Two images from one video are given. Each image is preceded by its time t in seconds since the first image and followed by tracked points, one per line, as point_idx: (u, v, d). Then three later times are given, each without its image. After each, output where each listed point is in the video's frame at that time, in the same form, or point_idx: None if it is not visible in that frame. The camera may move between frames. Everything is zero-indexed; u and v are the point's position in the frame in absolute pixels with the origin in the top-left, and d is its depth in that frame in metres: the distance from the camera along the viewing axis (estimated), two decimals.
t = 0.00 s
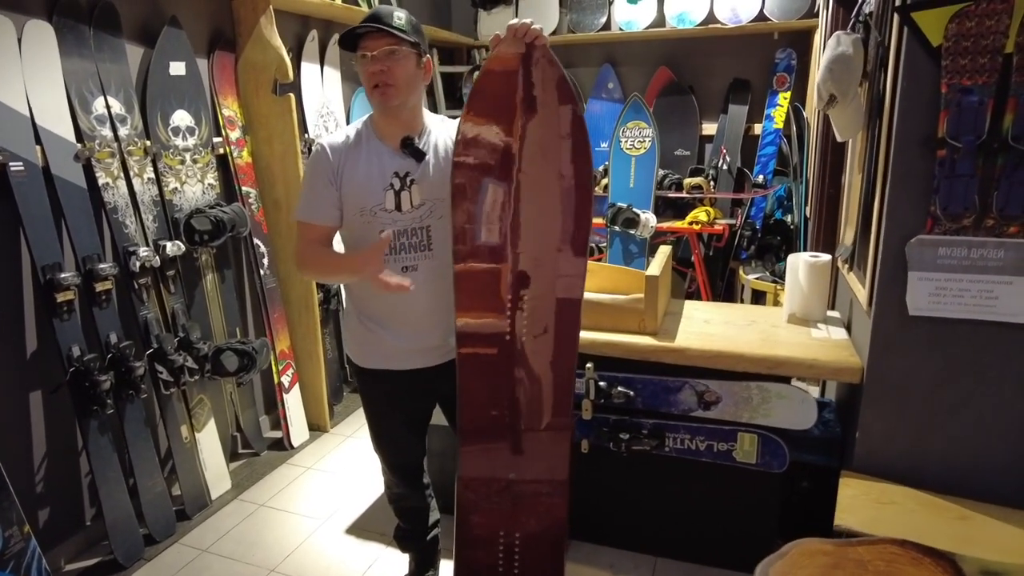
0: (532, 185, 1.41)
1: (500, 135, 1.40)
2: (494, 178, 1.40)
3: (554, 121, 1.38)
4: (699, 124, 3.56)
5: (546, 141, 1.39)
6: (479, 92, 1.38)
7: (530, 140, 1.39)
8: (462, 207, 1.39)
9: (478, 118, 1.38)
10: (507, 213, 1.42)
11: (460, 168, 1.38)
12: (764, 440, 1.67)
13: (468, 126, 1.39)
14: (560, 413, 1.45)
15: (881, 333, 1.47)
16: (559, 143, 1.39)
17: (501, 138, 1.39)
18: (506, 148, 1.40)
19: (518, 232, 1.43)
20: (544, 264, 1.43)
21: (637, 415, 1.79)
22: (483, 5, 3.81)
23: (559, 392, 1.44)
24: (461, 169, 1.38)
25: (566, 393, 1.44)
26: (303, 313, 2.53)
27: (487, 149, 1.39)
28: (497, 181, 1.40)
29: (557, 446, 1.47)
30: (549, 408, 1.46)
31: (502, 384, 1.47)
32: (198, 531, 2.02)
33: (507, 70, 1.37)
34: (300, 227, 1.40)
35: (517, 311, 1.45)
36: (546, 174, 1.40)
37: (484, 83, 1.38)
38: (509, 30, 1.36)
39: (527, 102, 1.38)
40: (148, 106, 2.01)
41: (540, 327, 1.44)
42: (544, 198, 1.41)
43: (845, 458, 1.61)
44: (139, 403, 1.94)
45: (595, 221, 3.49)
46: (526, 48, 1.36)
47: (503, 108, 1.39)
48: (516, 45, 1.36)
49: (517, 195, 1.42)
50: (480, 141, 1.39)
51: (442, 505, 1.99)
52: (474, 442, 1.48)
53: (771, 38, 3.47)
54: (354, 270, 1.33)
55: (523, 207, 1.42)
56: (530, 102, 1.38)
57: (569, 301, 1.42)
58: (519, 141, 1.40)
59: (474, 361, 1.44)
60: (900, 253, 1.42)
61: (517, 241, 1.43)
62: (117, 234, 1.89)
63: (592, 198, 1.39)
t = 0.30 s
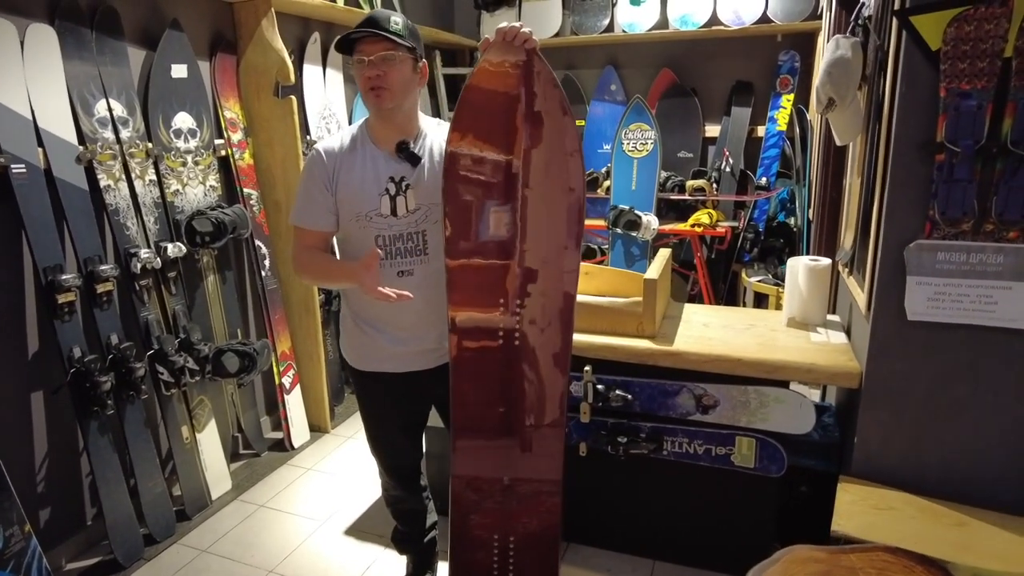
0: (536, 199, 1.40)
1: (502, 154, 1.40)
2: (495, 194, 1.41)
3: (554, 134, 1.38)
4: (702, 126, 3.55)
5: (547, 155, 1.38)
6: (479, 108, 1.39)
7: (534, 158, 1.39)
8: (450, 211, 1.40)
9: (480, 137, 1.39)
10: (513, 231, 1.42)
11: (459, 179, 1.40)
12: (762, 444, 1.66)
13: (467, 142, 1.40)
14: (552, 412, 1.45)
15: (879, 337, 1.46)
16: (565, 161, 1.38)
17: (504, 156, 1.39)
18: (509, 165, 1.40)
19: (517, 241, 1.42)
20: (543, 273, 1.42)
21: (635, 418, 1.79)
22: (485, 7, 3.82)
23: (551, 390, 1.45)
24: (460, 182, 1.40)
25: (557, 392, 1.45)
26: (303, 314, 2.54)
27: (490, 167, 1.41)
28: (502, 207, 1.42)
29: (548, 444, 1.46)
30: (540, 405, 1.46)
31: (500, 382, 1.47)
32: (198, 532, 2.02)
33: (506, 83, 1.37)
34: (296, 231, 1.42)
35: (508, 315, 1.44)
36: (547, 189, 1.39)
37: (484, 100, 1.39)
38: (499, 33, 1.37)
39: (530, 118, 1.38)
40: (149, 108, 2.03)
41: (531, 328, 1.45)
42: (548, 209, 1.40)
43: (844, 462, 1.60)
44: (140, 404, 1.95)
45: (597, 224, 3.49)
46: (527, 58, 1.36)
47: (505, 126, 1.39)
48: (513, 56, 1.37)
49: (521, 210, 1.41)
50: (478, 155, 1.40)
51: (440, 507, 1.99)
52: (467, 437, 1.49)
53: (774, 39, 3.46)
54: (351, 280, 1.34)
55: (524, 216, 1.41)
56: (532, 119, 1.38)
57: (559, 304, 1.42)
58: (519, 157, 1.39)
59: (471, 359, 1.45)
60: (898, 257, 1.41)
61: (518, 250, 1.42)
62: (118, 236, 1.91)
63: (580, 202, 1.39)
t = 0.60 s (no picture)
0: (542, 200, 1.42)
1: (508, 156, 1.42)
2: (501, 195, 1.43)
3: (559, 137, 1.39)
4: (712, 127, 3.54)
5: (552, 157, 1.40)
6: (485, 111, 1.40)
7: (542, 161, 1.40)
8: (456, 211, 1.42)
9: (488, 140, 1.41)
10: (522, 232, 1.45)
11: (464, 180, 1.42)
12: (767, 446, 1.66)
13: (473, 144, 1.41)
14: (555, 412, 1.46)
15: (885, 340, 1.46)
16: (573, 161, 1.39)
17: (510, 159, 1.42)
18: (516, 167, 1.42)
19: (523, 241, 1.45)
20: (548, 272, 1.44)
21: (640, 418, 1.79)
22: (496, 7, 3.84)
23: (554, 391, 1.46)
24: (465, 183, 1.42)
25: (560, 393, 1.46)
26: (312, 312, 2.56)
27: (496, 169, 1.43)
28: (510, 208, 1.44)
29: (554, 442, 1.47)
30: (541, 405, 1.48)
31: (502, 381, 1.49)
32: (207, 527, 2.05)
33: (512, 86, 1.38)
34: (300, 235, 1.44)
35: (510, 314, 1.47)
36: (553, 191, 1.41)
37: (490, 104, 1.40)
38: (498, 36, 1.35)
39: (536, 122, 1.39)
40: (161, 108, 2.05)
41: (531, 330, 1.47)
42: (555, 209, 1.42)
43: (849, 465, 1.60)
44: (150, 401, 1.97)
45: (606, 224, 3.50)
46: (531, 61, 1.36)
47: (512, 130, 1.41)
48: (516, 59, 1.37)
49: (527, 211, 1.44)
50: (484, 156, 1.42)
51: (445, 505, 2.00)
52: (469, 436, 1.50)
53: (785, 40, 3.45)
54: (355, 285, 1.38)
55: (530, 216, 1.44)
56: (539, 121, 1.39)
57: (559, 306, 1.44)
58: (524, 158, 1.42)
59: (473, 357, 1.47)
60: (904, 259, 1.41)
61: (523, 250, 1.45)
62: (130, 234, 1.93)
63: (582, 201, 1.40)
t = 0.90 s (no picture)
0: (554, 199, 1.43)
1: (521, 155, 1.43)
2: (513, 193, 1.44)
3: (571, 136, 1.39)
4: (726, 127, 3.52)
5: (563, 156, 1.41)
6: (497, 110, 1.40)
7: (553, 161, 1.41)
8: (468, 210, 1.43)
9: (501, 139, 1.42)
10: (534, 231, 1.45)
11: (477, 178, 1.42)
12: (781, 448, 1.66)
13: (485, 142, 1.41)
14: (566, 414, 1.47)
15: (900, 342, 1.45)
16: (585, 161, 1.39)
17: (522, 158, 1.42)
18: (528, 166, 1.43)
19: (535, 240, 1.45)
20: (560, 271, 1.44)
21: (652, 420, 1.78)
22: (509, 7, 3.84)
23: (564, 392, 1.46)
24: (478, 181, 1.42)
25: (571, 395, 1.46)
26: (325, 313, 2.58)
27: (508, 168, 1.43)
28: (522, 207, 1.44)
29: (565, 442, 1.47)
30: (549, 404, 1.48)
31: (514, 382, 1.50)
32: (222, 524, 2.07)
33: (524, 85, 1.38)
34: (315, 235, 1.45)
35: (522, 313, 1.48)
36: (565, 190, 1.42)
37: (503, 103, 1.40)
38: (513, 36, 1.35)
39: (548, 121, 1.40)
40: (178, 109, 2.08)
41: (542, 330, 1.47)
42: (568, 208, 1.42)
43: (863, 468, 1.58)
44: (166, 398, 2.00)
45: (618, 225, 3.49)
46: (543, 61, 1.36)
47: (524, 129, 1.41)
48: (529, 59, 1.37)
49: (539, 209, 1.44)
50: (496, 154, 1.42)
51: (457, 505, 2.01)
52: (481, 439, 1.51)
53: (800, 40, 3.42)
54: (370, 283, 1.37)
55: (542, 214, 1.44)
56: (551, 120, 1.39)
57: (570, 306, 1.44)
58: (536, 157, 1.42)
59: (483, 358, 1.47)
60: (920, 261, 1.39)
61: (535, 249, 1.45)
62: (147, 234, 1.96)
63: (593, 199, 1.40)
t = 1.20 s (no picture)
0: (567, 203, 1.40)
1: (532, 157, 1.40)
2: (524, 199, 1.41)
3: (582, 139, 1.38)
4: (737, 128, 3.50)
5: (575, 160, 1.39)
6: (509, 112, 1.38)
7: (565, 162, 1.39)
8: (480, 214, 1.39)
9: (512, 140, 1.39)
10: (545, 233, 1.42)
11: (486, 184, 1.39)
12: (796, 453, 1.64)
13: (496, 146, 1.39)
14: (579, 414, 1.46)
15: (918, 346, 1.43)
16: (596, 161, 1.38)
17: (534, 160, 1.40)
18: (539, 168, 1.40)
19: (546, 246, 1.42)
20: (572, 275, 1.42)
21: (666, 424, 1.77)
22: (519, 8, 3.83)
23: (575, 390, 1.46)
24: (489, 186, 1.39)
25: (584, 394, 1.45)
26: (336, 314, 2.58)
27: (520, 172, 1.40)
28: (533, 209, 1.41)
29: (576, 441, 1.47)
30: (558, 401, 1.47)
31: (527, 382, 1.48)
32: (233, 526, 2.07)
33: (535, 87, 1.37)
34: (331, 238, 1.44)
35: (534, 320, 1.45)
36: (578, 193, 1.40)
37: (514, 104, 1.38)
38: (524, 38, 1.34)
39: (560, 124, 1.38)
40: (190, 110, 2.08)
41: (553, 334, 1.45)
42: (580, 211, 1.40)
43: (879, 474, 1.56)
44: (177, 400, 2.00)
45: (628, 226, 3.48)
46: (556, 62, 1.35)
47: (535, 131, 1.39)
48: (539, 61, 1.36)
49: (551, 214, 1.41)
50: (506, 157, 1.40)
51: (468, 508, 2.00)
52: (496, 444, 1.50)
53: (812, 40, 3.40)
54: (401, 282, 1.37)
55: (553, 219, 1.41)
56: (562, 121, 1.38)
57: (585, 307, 1.43)
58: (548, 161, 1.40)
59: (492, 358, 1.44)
60: (939, 265, 1.38)
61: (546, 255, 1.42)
62: (159, 236, 1.96)
63: (607, 202, 1.39)
